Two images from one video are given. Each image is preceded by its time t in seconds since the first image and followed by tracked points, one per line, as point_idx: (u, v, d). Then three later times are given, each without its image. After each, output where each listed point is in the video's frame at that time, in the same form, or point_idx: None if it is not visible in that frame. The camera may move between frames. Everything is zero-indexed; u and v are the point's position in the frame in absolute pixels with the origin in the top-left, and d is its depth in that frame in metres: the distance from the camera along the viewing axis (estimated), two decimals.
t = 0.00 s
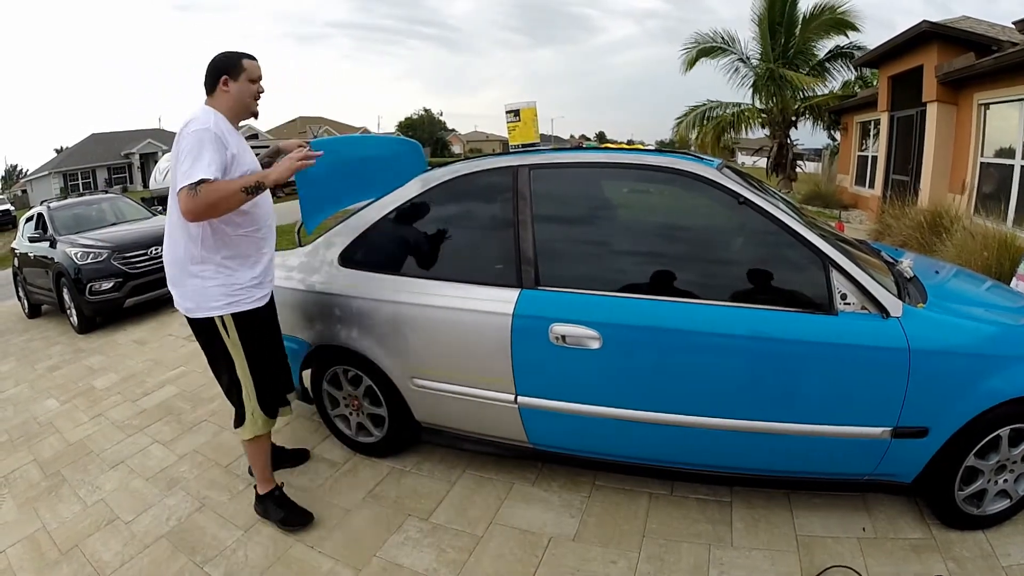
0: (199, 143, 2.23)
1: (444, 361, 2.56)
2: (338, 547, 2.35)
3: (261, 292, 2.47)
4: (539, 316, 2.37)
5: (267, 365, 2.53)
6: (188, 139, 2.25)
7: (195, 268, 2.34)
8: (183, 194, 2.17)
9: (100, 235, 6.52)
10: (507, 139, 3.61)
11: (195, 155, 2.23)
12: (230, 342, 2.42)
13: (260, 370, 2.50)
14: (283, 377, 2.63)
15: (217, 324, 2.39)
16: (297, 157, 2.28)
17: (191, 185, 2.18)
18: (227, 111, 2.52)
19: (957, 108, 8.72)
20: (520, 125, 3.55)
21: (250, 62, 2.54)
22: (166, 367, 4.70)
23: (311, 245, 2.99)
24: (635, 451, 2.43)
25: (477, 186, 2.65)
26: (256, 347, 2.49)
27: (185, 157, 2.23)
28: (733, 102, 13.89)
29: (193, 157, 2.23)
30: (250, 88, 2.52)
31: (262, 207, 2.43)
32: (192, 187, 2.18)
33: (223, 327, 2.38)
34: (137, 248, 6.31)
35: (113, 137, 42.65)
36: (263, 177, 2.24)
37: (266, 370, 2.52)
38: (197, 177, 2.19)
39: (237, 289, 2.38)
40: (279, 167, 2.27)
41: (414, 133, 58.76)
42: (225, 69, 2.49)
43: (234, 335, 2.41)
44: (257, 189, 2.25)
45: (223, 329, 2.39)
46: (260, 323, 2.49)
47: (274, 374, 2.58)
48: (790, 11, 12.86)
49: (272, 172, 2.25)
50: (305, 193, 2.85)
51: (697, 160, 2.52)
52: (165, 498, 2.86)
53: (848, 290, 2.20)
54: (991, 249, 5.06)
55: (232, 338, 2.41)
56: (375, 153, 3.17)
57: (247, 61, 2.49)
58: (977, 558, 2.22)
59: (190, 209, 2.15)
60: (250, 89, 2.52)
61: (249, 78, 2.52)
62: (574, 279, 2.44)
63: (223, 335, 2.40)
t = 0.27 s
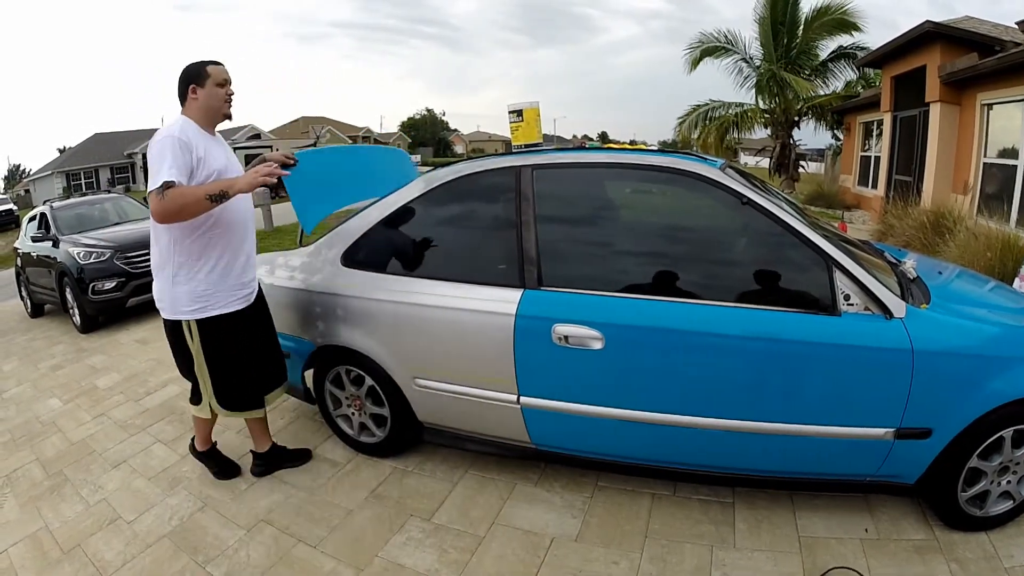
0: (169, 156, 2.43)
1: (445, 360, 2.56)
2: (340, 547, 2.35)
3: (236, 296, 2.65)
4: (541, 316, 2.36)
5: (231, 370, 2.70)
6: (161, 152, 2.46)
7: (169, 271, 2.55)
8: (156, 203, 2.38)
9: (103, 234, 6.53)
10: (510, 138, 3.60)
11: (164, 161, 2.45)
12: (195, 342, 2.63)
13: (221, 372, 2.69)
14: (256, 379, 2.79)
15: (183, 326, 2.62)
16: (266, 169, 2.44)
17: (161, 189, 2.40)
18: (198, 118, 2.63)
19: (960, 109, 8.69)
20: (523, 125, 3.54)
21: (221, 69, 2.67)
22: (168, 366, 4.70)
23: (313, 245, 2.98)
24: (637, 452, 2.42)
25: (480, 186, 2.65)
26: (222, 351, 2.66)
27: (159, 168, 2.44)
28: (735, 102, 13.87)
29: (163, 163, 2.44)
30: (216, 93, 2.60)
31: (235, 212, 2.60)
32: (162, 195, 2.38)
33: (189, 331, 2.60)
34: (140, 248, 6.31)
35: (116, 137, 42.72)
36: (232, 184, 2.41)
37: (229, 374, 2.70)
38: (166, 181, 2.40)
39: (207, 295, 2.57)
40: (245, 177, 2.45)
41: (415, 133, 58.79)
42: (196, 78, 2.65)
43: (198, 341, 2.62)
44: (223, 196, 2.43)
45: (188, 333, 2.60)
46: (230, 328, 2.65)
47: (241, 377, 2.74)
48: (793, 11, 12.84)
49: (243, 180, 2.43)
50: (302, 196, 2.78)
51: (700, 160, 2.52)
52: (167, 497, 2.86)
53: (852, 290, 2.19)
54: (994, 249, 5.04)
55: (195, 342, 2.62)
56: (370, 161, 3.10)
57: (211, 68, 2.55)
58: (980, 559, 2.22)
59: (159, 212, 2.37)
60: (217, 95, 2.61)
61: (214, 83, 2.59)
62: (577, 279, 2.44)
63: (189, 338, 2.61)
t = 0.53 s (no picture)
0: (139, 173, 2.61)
1: (445, 360, 2.56)
2: (341, 546, 2.35)
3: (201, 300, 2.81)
4: (542, 316, 2.36)
5: (191, 369, 2.82)
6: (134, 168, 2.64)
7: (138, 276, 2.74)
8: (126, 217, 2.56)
9: (104, 234, 6.53)
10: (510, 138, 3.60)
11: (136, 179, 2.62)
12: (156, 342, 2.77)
13: (181, 371, 2.81)
14: (218, 376, 2.91)
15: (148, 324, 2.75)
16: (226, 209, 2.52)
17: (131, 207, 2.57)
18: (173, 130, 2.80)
19: (962, 108, 8.68)
20: (524, 124, 3.54)
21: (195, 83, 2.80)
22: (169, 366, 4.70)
23: (313, 244, 2.98)
24: (638, 452, 2.42)
25: (481, 186, 2.65)
26: (182, 351, 2.79)
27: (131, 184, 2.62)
28: (736, 102, 13.84)
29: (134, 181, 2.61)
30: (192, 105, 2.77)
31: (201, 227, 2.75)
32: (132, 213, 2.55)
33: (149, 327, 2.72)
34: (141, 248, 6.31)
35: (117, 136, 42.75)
36: (196, 218, 2.54)
37: (189, 374, 2.82)
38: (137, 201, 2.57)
39: (172, 300, 2.72)
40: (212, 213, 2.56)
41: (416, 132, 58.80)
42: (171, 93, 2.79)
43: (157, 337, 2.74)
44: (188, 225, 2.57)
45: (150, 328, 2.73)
46: (191, 327, 2.79)
47: (202, 376, 2.86)
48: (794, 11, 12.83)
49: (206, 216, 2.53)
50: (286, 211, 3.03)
51: (701, 160, 2.52)
52: (167, 497, 2.86)
53: (853, 290, 2.19)
54: (996, 249, 5.03)
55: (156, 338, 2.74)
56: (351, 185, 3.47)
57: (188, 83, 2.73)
58: (980, 560, 2.21)
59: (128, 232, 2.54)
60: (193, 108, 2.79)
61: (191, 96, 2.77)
62: (578, 279, 2.43)
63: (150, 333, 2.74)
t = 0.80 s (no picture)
0: (119, 178, 2.75)
1: (444, 360, 2.55)
2: (340, 546, 2.34)
3: (189, 293, 2.94)
4: (542, 316, 2.36)
5: (189, 361, 2.97)
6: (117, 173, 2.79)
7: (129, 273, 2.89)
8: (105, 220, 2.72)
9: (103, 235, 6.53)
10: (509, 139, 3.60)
11: (117, 186, 2.76)
12: (155, 336, 2.89)
13: (179, 364, 2.94)
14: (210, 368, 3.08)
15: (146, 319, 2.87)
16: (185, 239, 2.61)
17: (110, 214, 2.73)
18: (160, 139, 2.93)
19: (961, 108, 8.68)
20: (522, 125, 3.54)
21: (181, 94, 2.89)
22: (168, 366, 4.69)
23: (313, 244, 2.98)
24: (637, 452, 2.42)
25: (480, 186, 2.65)
26: (179, 345, 2.93)
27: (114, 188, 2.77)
28: (736, 102, 13.83)
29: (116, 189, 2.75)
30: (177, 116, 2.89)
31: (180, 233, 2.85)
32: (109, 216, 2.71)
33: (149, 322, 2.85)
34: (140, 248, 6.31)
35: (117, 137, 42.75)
36: (158, 240, 2.64)
37: (187, 366, 2.95)
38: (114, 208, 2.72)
39: (163, 293, 2.84)
40: (172, 235, 2.63)
41: (416, 133, 58.82)
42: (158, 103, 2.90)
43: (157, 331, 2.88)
44: (153, 241, 2.68)
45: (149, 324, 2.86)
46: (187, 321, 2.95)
47: (197, 369, 3.02)
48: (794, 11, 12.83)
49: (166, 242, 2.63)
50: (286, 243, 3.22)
51: (700, 160, 2.52)
52: (166, 497, 2.86)
53: (852, 290, 2.19)
54: (995, 249, 5.03)
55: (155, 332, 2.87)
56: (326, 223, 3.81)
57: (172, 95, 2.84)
58: (980, 559, 2.22)
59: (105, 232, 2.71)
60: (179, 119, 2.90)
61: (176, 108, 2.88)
62: (578, 279, 2.43)
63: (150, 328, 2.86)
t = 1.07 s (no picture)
0: (122, 183, 2.77)
1: (444, 360, 2.56)
2: (340, 546, 2.35)
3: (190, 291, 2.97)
4: (542, 317, 2.35)
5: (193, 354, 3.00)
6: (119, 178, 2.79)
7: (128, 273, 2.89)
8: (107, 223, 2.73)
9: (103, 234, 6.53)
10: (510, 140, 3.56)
11: (119, 189, 2.77)
12: (161, 329, 2.92)
13: (184, 356, 2.98)
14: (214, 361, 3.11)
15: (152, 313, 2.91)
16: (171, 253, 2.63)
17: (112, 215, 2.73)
18: (162, 149, 2.95)
19: (962, 109, 8.68)
20: (523, 125, 3.50)
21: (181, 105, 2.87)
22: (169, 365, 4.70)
23: (313, 243, 2.98)
24: (637, 452, 2.42)
25: (481, 186, 2.65)
26: (183, 337, 2.97)
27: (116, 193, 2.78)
28: (737, 103, 13.80)
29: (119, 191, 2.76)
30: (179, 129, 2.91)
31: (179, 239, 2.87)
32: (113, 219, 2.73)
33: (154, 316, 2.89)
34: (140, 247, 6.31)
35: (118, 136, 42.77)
36: (146, 249, 2.65)
37: (192, 358, 2.99)
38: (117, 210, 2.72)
39: (165, 292, 2.87)
40: (159, 247, 2.64)
41: (417, 132, 58.84)
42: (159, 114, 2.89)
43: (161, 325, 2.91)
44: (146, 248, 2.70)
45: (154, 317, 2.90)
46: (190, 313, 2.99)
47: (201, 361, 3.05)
48: (794, 12, 12.82)
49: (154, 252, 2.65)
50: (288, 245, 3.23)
51: (701, 161, 2.52)
52: (166, 496, 2.86)
53: (852, 291, 2.19)
54: (995, 250, 5.03)
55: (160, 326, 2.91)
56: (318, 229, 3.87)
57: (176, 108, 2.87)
58: (978, 561, 2.22)
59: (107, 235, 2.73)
60: (181, 132, 2.92)
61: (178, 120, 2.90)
62: (578, 280, 2.43)
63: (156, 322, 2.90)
